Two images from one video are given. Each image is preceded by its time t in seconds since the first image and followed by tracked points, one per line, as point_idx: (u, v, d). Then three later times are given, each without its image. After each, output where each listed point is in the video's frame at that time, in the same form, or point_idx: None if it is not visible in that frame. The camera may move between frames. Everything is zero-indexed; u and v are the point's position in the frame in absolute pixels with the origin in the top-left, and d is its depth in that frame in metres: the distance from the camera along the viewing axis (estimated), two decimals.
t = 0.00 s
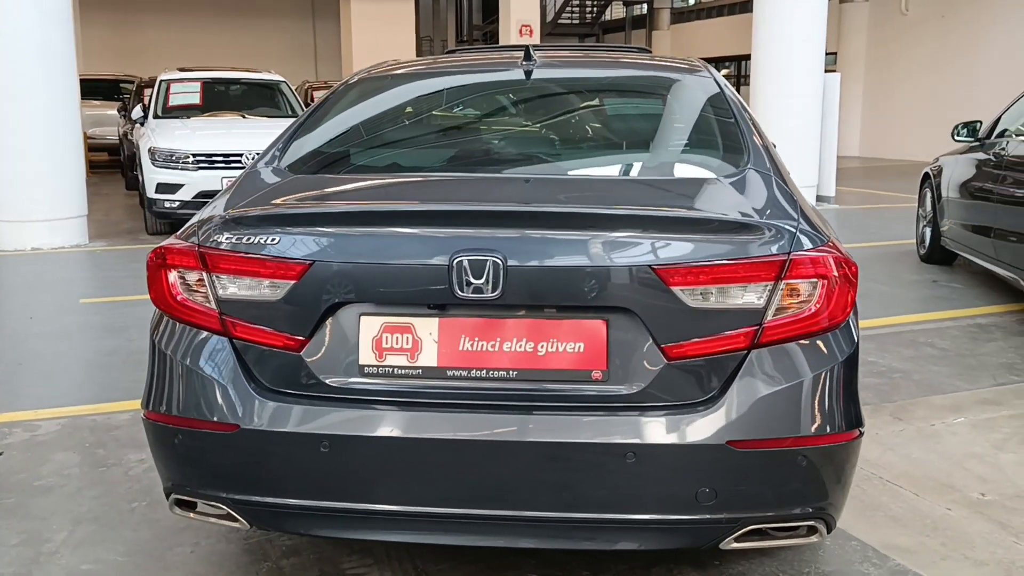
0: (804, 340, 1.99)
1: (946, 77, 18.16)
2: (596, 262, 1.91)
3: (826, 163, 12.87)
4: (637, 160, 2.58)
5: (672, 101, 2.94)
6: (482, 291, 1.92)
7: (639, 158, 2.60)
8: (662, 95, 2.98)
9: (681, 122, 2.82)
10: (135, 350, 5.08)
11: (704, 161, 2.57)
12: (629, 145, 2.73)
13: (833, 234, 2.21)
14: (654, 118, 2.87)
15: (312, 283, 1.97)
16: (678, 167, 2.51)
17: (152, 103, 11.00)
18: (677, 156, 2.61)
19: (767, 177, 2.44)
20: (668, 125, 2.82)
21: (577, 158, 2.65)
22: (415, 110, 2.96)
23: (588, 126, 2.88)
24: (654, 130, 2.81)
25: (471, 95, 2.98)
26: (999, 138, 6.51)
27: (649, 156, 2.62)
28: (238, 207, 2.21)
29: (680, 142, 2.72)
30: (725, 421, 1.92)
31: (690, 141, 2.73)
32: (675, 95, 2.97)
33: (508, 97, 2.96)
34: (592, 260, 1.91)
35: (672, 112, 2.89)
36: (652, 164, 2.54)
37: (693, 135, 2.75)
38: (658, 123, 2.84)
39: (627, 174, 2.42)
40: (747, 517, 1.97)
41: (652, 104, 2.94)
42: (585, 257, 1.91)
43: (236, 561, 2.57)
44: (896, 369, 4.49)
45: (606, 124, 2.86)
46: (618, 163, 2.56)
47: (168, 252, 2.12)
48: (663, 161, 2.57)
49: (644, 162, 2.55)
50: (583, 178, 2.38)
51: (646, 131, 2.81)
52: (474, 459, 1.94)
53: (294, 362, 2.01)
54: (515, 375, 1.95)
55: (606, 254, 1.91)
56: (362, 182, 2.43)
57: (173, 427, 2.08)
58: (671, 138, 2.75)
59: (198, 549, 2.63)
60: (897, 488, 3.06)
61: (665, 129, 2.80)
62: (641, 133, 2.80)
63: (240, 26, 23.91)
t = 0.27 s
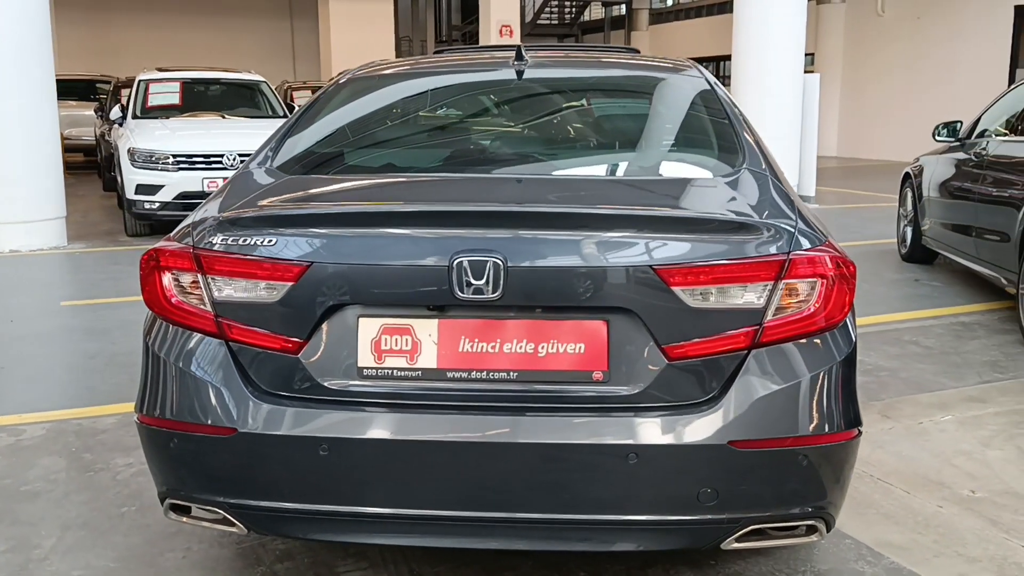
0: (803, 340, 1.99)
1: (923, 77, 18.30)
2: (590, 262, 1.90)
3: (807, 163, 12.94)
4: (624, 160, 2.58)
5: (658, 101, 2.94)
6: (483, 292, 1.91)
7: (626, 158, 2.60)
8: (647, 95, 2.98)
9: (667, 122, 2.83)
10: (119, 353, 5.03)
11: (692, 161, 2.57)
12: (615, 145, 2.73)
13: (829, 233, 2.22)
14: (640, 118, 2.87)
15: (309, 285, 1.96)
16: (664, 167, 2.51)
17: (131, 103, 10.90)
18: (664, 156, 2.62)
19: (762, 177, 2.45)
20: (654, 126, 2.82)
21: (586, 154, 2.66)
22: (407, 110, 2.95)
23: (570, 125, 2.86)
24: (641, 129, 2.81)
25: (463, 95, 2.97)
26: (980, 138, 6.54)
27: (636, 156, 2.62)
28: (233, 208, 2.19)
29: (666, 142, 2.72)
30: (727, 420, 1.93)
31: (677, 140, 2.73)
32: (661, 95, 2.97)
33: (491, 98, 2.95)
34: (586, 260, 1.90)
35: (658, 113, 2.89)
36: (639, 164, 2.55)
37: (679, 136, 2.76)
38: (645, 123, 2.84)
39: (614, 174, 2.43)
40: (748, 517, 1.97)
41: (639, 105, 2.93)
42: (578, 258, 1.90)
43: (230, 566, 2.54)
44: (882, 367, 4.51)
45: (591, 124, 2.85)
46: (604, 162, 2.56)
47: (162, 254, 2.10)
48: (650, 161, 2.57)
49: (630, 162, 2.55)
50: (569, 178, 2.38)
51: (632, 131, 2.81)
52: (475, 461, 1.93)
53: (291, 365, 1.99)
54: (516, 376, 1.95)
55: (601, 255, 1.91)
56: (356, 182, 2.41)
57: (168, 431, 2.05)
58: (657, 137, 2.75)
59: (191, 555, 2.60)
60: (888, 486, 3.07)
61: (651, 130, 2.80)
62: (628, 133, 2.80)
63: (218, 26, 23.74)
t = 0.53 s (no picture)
0: (810, 342, 1.99)
1: (910, 78, 18.38)
2: (591, 264, 1.89)
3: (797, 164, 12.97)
4: (618, 161, 2.58)
5: (653, 102, 2.93)
6: (490, 295, 1.90)
7: (620, 159, 2.59)
8: (642, 96, 2.97)
9: (661, 123, 2.82)
10: (111, 356, 4.99)
11: (687, 162, 2.57)
12: (609, 146, 2.73)
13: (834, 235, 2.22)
14: (634, 119, 2.87)
15: (314, 289, 1.94)
16: (658, 168, 2.51)
17: (120, 104, 10.83)
18: (658, 157, 2.61)
19: (765, 178, 2.45)
20: (649, 127, 2.82)
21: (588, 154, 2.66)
22: (408, 111, 2.93)
23: (562, 126, 2.85)
24: (635, 131, 2.80)
25: (464, 96, 2.96)
26: (971, 139, 6.54)
27: (630, 157, 2.61)
28: (235, 211, 2.17)
29: (661, 143, 2.71)
30: (736, 422, 1.92)
31: (673, 141, 2.72)
32: (656, 96, 2.96)
33: (482, 100, 2.93)
34: (586, 263, 1.89)
35: (652, 114, 2.88)
36: (633, 165, 2.54)
37: (674, 137, 2.75)
38: (640, 125, 2.83)
39: (609, 175, 2.43)
40: (756, 520, 1.97)
41: (633, 106, 2.92)
42: (578, 260, 1.89)
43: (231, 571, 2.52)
44: (878, 367, 4.52)
45: (583, 124, 2.84)
46: (599, 163, 2.56)
47: (163, 257, 2.08)
48: (645, 162, 2.56)
49: (625, 163, 2.55)
50: (565, 180, 2.37)
51: (626, 132, 2.80)
52: (482, 465, 1.91)
53: (295, 368, 1.97)
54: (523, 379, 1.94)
55: (602, 257, 1.90)
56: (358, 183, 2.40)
57: (170, 436, 2.03)
58: (652, 139, 2.74)
59: (190, 560, 2.58)
60: (888, 487, 3.08)
61: (645, 131, 2.79)
62: (624, 134, 2.79)
63: (205, 27, 23.63)
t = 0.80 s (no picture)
0: (815, 343, 1.98)
1: (902, 78, 18.41)
2: (592, 265, 1.88)
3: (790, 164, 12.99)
4: (614, 161, 2.57)
5: (649, 102, 2.92)
6: (493, 296, 1.88)
7: (616, 160, 2.58)
8: (638, 96, 2.95)
9: (660, 124, 2.81)
10: (105, 358, 4.96)
11: (683, 162, 2.56)
12: (605, 146, 2.72)
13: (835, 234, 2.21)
14: (631, 119, 2.85)
15: (316, 290, 1.93)
16: (654, 168, 2.51)
17: (112, 104, 10.78)
18: (655, 157, 2.60)
19: (768, 179, 2.45)
20: (646, 127, 2.80)
21: (586, 155, 2.65)
22: (410, 110, 2.92)
23: (556, 126, 2.84)
24: (631, 131, 2.79)
25: (465, 95, 2.95)
26: (965, 139, 6.55)
27: (626, 158, 2.60)
28: (236, 211, 2.15)
29: (658, 143, 2.70)
30: (742, 424, 1.91)
31: (674, 141, 2.72)
32: (653, 96, 2.95)
33: (476, 101, 2.91)
34: (586, 264, 1.88)
35: (649, 115, 2.86)
36: (630, 165, 2.53)
37: (671, 138, 2.74)
38: (636, 125, 2.82)
39: (606, 175, 2.43)
40: (761, 522, 1.96)
41: (630, 106, 2.91)
42: (579, 261, 1.88)
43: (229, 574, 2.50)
44: (875, 367, 4.52)
45: (578, 125, 2.82)
46: (595, 164, 2.55)
47: (163, 258, 2.06)
48: (641, 163, 2.55)
49: (621, 164, 2.54)
50: (561, 180, 2.36)
51: (626, 131, 2.79)
52: (486, 468, 1.90)
53: (298, 371, 1.95)
54: (526, 381, 1.93)
55: (603, 258, 1.89)
56: (357, 184, 2.38)
57: (170, 439, 2.01)
58: (649, 139, 2.73)
59: (189, 564, 2.56)
60: (887, 487, 3.07)
61: (641, 132, 2.77)
62: (625, 133, 2.79)
63: (196, 27, 23.52)
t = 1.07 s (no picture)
0: (817, 340, 1.98)
1: (893, 78, 18.47)
2: (590, 262, 1.87)
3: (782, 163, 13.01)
4: (610, 158, 2.56)
5: (644, 100, 2.89)
6: (494, 293, 1.87)
7: (610, 157, 2.57)
8: (633, 94, 2.93)
9: (659, 121, 2.80)
10: (97, 357, 4.93)
11: (678, 159, 2.54)
12: (599, 144, 2.71)
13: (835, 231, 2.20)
14: (624, 116, 2.82)
15: (316, 288, 1.91)
16: (648, 165, 2.49)
17: (103, 102, 10.73)
18: (649, 155, 2.59)
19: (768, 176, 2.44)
20: (640, 125, 2.78)
21: (581, 153, 2.63)
22: (407, 107, 2.91)
23: (549, 125, 2.80)
24: (627, 128, 2.78)
25: (462, 92, 2.94)
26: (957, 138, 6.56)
27: (620, 155, 2.59)
28: (234, 208, 2.13)
29: (651, 141, 2.68)
30: (745, 422, 1.90)
31: (673, 138, 2.71)
32: (648, 95, 2.92)
33: (468, 100, 2.90)
34: (585, 261, 1.87)
35: (647, 111, 2.86)
36: (625, 163, 2.52)
37: (665, 136, 2.72)
38: (630, 123, 2.80)
39: (600, 172, 2.42)
40: (764, 520, 1.95)
41: (624, 104, 2.87)
42: (578, 258, 1.87)
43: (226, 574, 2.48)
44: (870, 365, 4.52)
45: (573, 123, 2.80)
46: (591, 161, 2.54)
47: (160, 256, 2.04)
48: (634, 160, 2.54)
49: (617, 161, 2.53)
50: (556, 177, 2.34)
51: (624, 127, 2.78)
52: (486, 466, 1.89)
53: (297, 369, 1.93)
54: (527, 379, 1.91)
55: (602, 255, 1.88)
56: (354, 181, 2.36)
57: (167, 438, 1.99)
58: (647, 136, 2.72)
59: (185, 564, 2.54)
60: (885, 485, 3.07)
61: (637, 129, 2.76)
62: (623, 129, 2.77)
63: (186, 26, 23.42)
